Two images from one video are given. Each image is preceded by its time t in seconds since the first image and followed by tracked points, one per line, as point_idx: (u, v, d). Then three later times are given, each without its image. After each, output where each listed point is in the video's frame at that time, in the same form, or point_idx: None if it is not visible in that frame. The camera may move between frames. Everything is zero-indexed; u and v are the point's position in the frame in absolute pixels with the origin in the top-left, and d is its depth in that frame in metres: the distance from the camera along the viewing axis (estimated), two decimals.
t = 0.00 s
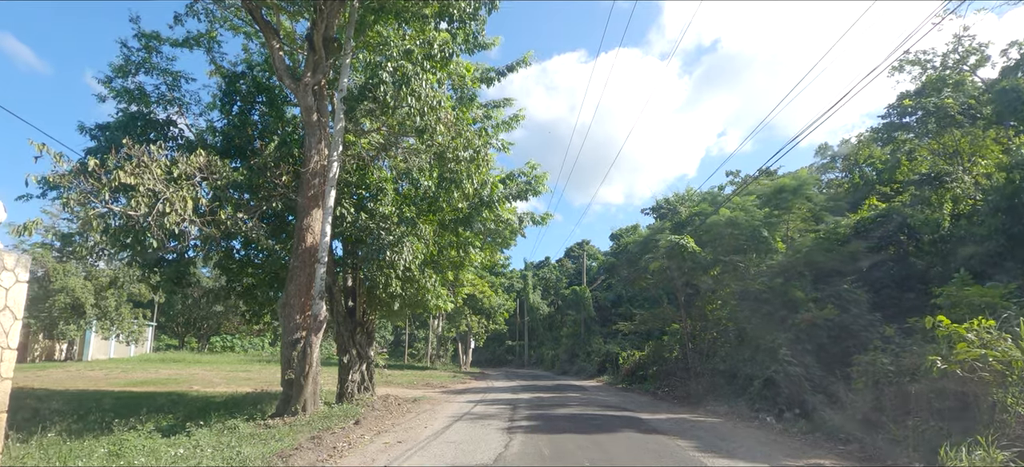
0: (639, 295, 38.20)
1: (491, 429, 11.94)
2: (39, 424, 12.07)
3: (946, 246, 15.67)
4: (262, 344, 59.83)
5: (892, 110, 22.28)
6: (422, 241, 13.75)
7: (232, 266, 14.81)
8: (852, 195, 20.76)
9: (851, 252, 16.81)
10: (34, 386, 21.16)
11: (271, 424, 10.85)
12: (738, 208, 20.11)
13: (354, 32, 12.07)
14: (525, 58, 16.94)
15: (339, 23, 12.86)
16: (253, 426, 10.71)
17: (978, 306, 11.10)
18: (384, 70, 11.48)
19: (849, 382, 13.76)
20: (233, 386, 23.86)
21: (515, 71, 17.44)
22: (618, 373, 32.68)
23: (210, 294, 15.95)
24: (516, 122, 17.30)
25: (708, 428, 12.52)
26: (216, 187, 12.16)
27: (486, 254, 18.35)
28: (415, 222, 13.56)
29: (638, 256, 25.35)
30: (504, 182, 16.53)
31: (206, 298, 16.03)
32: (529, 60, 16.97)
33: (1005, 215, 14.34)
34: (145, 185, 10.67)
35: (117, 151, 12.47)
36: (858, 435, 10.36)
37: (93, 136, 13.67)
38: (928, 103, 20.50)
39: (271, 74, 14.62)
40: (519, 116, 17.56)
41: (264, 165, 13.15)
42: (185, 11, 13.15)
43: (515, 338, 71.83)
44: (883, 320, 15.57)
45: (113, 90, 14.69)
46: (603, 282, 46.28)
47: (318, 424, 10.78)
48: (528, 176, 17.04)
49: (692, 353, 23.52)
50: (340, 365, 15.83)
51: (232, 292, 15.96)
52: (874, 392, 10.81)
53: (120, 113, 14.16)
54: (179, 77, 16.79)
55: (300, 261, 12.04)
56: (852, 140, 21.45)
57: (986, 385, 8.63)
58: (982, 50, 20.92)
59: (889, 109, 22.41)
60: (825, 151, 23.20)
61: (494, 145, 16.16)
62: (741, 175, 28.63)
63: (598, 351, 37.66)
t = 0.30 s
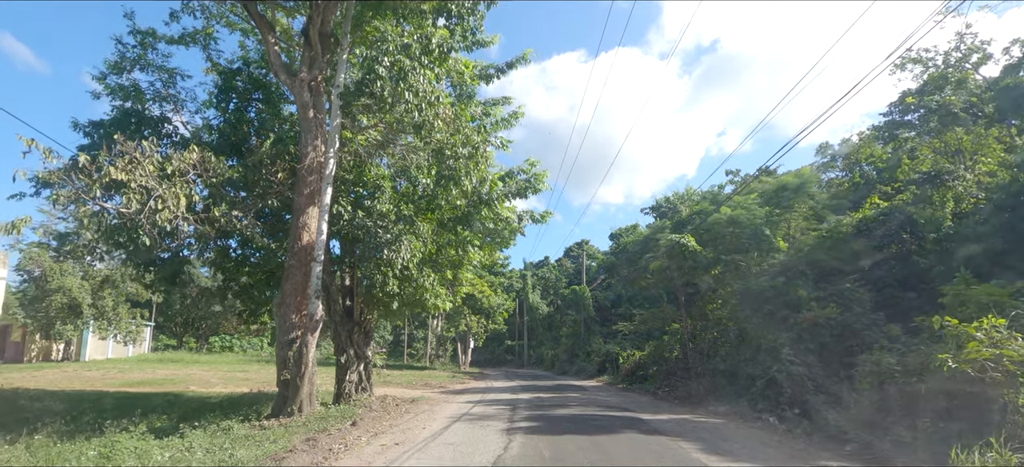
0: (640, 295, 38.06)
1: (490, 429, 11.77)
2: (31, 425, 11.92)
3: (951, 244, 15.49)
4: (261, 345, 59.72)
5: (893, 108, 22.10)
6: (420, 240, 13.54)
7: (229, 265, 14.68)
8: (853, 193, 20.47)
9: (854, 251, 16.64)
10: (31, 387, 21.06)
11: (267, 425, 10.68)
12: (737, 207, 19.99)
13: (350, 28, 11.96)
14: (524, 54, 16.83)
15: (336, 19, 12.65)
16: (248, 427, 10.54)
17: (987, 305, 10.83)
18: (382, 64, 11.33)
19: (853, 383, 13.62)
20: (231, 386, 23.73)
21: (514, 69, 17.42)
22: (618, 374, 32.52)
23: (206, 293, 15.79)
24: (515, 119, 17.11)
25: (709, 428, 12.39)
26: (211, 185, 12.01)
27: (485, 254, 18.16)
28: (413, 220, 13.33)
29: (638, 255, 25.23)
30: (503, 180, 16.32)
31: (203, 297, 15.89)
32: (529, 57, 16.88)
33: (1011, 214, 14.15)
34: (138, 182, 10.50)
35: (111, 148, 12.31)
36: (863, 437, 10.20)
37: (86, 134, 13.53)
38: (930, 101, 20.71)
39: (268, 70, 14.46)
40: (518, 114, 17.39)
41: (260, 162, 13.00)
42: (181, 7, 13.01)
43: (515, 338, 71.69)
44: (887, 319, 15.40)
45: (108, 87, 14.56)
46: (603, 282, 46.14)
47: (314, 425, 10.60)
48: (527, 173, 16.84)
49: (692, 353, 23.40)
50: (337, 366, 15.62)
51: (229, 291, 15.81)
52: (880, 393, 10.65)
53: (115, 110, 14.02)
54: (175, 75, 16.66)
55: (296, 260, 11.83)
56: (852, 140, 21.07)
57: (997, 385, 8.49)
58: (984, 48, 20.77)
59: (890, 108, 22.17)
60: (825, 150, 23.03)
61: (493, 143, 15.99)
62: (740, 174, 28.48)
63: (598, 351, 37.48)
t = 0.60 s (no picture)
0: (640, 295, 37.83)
1: (489, 431, 11.51)
2: (19, 426, 11.65)
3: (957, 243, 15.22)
4: (259, 344, 59.44)
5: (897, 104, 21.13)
6: (417, 237, 13.25)
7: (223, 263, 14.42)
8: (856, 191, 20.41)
9: (858, 249, 16.38)
10: (24, 387, 20.79)
11: (260, 426, 10.41)
12: (738, 206, 19.78)
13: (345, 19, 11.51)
14: (524, 49, 16.60)
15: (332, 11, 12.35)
16: (240, 428, 10.27)
17: (998, 303, 10.58)
18: (377, 56, 11.17)
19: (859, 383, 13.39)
20: (227, 386, 23.46)
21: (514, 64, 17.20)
22: (618, 373, 32.27)
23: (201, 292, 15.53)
24: (514, 115, 16.87)
25: (712, 430, 12.14)
26: (204, 180, 11.75)
27: (483, 252, 17.92)
28: (411, 216, 13.05)
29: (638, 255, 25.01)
30: (502, 176, 16.04)
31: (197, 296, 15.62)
32: (528, 52, 16.65)
33: (1019, 211, 13.89)
34: (126, 176, 10.17)
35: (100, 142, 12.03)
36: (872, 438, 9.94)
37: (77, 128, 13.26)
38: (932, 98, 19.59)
39: (264, 65, 14.19)
40: (518, 110, 17.15)
41: (254, 156, 12.74)
42: None
43: (514, 338, 71.43)
44: (892, 319, 15.15)
45: (100, 82, 14.28)
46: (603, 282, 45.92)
47: (307, 426, 10.32)
48: (527, 170, 16.60)
49: (694, 352, 23.17)
50: (334, 365, 15.36)
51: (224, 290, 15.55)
52: (889, 393, 10.37)
53: (106, 105, 13.75)
54: (169, 69, 16.38)
55: (291, 257, 11.58)
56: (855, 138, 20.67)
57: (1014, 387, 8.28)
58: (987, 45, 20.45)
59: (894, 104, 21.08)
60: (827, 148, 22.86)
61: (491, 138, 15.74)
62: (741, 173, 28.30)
63: (598, 351, 37.22)
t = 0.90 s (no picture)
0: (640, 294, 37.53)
1: (486, 432, 11.16)
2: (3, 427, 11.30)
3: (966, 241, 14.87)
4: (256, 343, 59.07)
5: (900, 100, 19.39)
6: (413, 232, 12.88)
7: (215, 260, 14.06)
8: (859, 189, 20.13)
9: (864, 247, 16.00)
10: (14, 386, 20.45)
11: (250, 427, 10.06)
12: (741, 203, 19.44)
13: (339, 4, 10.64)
14: (523, 42, 16.23)
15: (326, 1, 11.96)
16: (229, 429, 9.91)
17: (1015, 301, 10.23)
18: (372, 45, 10.74)
19: (867, 383, 13.04)
20: (222, 385, 23.11)
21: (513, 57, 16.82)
22: (618, 373, 31.95)
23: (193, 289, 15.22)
24: (513, 110, 16.52)
25: (717, 431, 11.82)
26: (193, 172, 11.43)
27: (481, 249, 17.59)
28: (407, 212, 12.67)
29: (638, 254, 24.67)
30: (500, 171, 15.67)
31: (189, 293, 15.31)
32: (528, 45, 16.27)
33: None
34: (110, 168, 9.78)
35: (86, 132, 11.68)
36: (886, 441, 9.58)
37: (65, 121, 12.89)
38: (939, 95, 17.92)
39: (258, 59, 13.81)
40: (517, 104, 16.79)
41: (246, 150, 12.40)
42: None
43: (513, 338, 71.10)
44: (899, 318, 14.80)
45: (90, 74, 13.93)
46: (602, 281, 45.57)
47: (299, 427, 9.96)
48: (527, 165, 16.22)
49: (695, 352, 22.88)
50: (329, 364, 15.04)
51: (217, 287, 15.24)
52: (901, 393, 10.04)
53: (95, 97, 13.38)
54: (160, 62, 16.01)
55: (283, 253, 11.25)
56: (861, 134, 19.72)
57: None
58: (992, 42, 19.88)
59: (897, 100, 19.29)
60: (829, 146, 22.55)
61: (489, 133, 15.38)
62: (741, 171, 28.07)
63: (598, 351, 36.91)
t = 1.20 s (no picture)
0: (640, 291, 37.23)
1: (484, 432, 10.76)
2: None
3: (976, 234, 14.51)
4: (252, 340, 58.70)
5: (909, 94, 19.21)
6: (409, 225, 12.41)
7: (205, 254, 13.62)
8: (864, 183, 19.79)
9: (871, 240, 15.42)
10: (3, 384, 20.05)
11: (238, 427, 9.64)
12: (744, 197, 19.07)
13: None
14: (523, 31, 15.84)
15: None
16: (215, 429, 9.49)
17: None
18: (364, 27, 10.46)
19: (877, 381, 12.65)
20: (216, 383, 22.73)
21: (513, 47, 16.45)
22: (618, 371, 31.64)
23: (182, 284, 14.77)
24: (513, 100, 16.13)
25: (723, 430, 11.44)
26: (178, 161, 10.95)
27: (479, 244, 17.22)
28: (402, 203, 12.20)
29: (638, 249, 24.28)
30: (499, 163, 15.27)
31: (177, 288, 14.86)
32: (528, 34, 15.89)
33: None
34: (87, 154, 9.28)
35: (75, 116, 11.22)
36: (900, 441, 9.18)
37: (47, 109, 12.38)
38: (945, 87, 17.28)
39: (249, 47, 13.29)
40: (517, 95, 16.40)
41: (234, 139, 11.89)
42: None
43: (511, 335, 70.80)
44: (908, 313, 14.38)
45: (75, 62, 13.43)
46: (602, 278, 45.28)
47: (289, 427, 9.54)
48: (526, 157, 15.81)
49: (697, 349, 22.53)
50: (322, 362, 14.64)
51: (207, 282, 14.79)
52: (915, 391, 9.65)
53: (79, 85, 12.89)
54: (149, 51, 15.49)
55: (272, 246, 10.81)
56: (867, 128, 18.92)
57: None
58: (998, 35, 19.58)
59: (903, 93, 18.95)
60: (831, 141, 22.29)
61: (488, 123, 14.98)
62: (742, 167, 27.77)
63: (597, 348, 36.59)
